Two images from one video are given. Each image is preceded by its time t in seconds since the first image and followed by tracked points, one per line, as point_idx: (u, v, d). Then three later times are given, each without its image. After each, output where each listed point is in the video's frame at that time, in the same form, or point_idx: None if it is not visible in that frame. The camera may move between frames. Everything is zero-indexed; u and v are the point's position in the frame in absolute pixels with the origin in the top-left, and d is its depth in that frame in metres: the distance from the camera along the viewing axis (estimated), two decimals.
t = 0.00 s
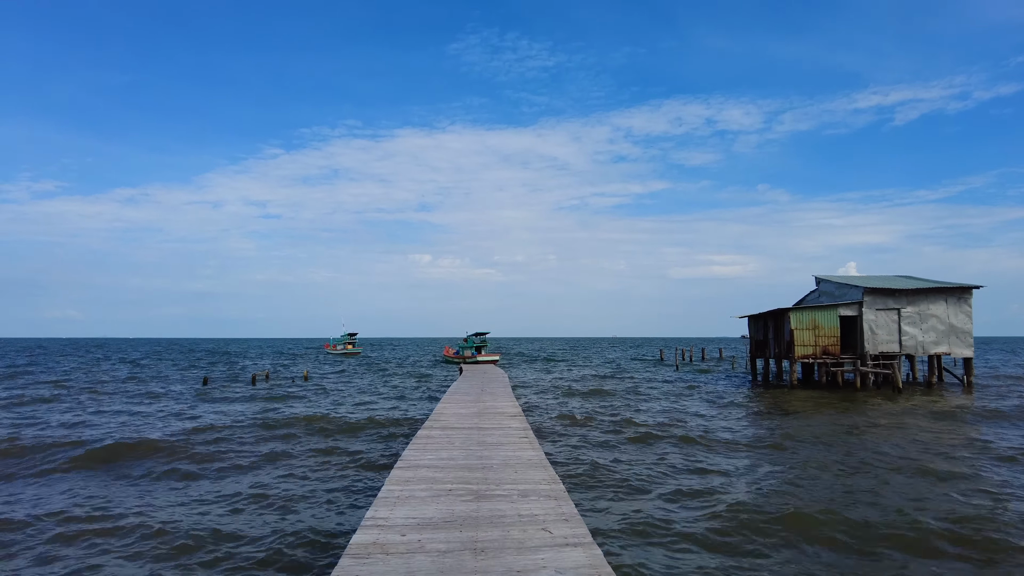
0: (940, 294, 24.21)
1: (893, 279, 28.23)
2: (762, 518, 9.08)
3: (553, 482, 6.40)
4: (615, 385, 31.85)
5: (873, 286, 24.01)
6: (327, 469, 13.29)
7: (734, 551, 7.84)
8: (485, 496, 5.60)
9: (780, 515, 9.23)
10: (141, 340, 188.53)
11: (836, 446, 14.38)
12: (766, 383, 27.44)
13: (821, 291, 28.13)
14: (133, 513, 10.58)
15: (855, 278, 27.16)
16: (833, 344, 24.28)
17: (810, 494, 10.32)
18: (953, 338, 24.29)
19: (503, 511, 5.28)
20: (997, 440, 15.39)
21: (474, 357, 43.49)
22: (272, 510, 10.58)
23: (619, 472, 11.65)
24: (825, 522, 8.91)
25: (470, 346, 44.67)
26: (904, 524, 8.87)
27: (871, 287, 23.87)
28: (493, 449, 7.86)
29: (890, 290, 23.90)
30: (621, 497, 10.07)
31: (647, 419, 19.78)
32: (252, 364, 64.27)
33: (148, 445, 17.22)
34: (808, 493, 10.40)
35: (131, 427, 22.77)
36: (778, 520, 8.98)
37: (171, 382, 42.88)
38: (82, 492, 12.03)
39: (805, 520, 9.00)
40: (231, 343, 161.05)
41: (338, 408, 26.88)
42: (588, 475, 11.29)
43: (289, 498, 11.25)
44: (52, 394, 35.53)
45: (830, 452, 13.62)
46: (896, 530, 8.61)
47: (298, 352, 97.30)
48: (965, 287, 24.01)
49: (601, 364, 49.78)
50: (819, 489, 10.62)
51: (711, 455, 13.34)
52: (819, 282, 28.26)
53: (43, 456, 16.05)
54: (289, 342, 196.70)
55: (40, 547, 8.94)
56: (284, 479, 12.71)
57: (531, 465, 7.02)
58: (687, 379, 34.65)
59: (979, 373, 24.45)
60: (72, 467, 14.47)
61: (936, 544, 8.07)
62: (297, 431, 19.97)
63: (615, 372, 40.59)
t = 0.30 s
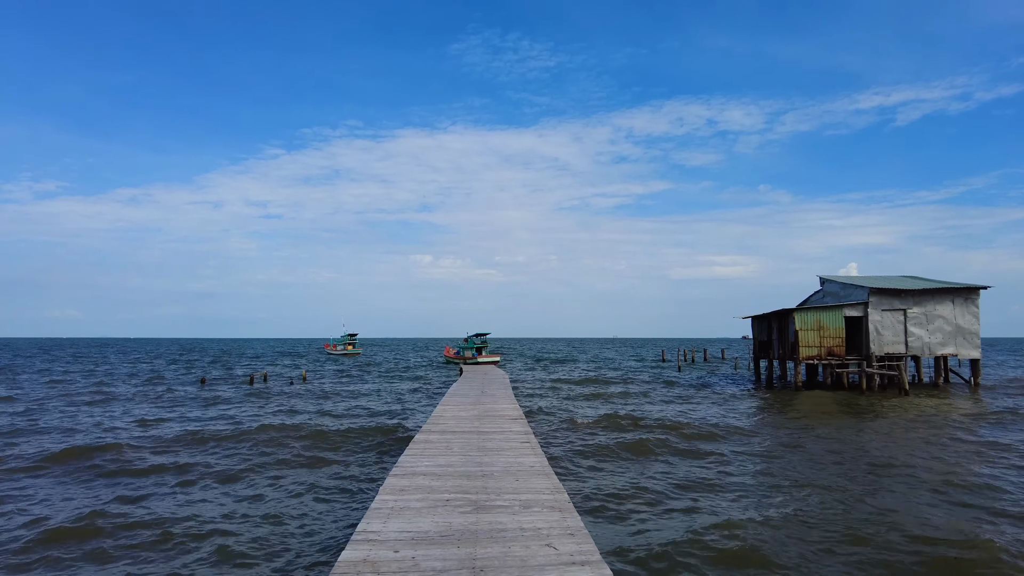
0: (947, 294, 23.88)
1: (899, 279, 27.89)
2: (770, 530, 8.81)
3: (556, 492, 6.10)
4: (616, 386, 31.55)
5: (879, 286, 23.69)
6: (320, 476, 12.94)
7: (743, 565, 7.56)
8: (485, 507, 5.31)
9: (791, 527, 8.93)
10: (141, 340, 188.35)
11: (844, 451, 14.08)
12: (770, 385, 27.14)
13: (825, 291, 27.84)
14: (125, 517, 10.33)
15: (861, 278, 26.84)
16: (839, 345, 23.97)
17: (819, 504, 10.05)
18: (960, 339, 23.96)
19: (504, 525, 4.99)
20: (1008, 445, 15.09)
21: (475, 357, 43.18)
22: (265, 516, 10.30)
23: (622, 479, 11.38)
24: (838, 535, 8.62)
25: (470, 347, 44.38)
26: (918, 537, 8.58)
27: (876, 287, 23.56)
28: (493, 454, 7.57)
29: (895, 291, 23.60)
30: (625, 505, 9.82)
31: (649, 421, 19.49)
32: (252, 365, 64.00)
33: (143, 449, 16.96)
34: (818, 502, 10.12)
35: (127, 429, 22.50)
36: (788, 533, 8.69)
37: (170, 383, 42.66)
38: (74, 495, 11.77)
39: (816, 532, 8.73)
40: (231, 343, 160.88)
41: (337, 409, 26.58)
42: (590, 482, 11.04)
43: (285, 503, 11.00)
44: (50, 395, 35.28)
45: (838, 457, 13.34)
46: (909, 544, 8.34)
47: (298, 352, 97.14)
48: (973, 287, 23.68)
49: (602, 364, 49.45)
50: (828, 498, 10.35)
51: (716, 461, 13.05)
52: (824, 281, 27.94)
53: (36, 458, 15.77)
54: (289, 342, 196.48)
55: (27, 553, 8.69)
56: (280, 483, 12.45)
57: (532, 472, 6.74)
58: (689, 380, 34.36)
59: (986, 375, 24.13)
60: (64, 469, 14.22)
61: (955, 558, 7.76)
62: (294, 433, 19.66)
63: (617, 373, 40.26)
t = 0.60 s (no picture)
0: (954, 293, 23.54)
1: (904, 277, 27.54)
2: (780, 539, 8.51)
3: (560, 499, 5.79)
4: (618, 386, 31.22)
5: (885, 284, 23.37)
6: (316, 481, 12.59)
7: None
8: (484, 517, 5.00)
9: (802, 535, 8.63)
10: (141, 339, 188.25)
11: (852, 454, 13.79)
12: (774, 385, 26.82)
13: (830, 289, 27.50)
14: (114, 526, 10.06)
15: (866, 276, 26.49)
16: (844, 344, 23.65)
17: (828, 511, 9.75)
18: (968, 338, 23.60)
19: (504, 536, 4.69)
20: (1019, 447, 14.78)
21: (476, 357, 42.83)
22: (259, 523, 10.01)
23: (625, 485, 11.10)
24: (851, 545, 8.32)
25: (471, 346, 44.08)
26: (935, 547, 8.27)
27: (882, 286, 23.22)
28: (493, 458, 7.28)
29: (901, 289, 23.26)
30: (629, 514, 9.53)
31: (652, 422, 19.19)
32: (252, 365, 63.69)
33: (138, 452, 16.69)
34: (828, 509, 9.82)
35: (123, 430, 22.24)
36: (800, 543, 8.39)
37: (169, 383, 42.36)
38: (63, 502, 11.50)
39: (826, 541, 8.44)
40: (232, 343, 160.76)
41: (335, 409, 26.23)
42: (592, 490, 10.75)
43: (278, 509, 10.72)
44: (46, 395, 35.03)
45: (848, 461, 13.01)
46: (924, 552, 8.04)
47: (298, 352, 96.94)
48: (980, 285, 23.33)
49: (603, 364, 49.11)
50: (837, 505, 10.06)
51: (721, 465, 12.78)
52: (828, 279, 27.62)
53: (28, 463, 15.50)
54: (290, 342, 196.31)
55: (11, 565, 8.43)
56: (275, 488, 12.16)
57: (534, 478, 6.43)
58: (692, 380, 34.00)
59: (993, 374, 23.78)
60: (55, 474, 13.94)
61: (974, 569, 7.46)
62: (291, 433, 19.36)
63: (618, 373, 39.90)
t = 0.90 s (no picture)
0: (963, 291, 23.17)
1: (912, 276, 27.17)
2: (792, 547, 8.22)
3: (567, 510, 5.49)
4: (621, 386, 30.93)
5: (893, 283, 23.02)
6: (314, 481, 12.28)
7: None
8: (486, 532, 4.71)
9: (815, 543, 8.32)
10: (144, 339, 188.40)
11: (862, 457, 13.47)
12: (779, 385, 26.50)
13: (836, 288, 27.16)
14: (107, 529, 9.83)
15: (873, 274, 26.14)
16: (851, 343, 23.33)
17: (840, 516, 9.45)
18: (977, 337, 23.24)
19: (508, 553, 4.40)
20: None
21: (478, 356, 42.55)
22: (254, 528, 9.71)
23: (630, 488, 10.84)
24: (868, 553, 8.00)
25: (473, 346, 43.82)
26: (955, 556, 7.95)
27: (890, 284, 22.87)
28: (496, 464, 6.99)
29: (910, 288, 22.90)
30: (635, 518, 9.28)
31: (656, 422, 18.91)
32: (254, 364, 63.53)
33: (135, 452, 16.45)
34: (841, 515, 9.51)
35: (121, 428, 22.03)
36: (814, 551, 8.07)
37: (170, 382, 42.17)
38: (56, 504, 11.27)
39: (840, 548, 8.15)
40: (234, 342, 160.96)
41: (337, 408, 25.88)
42: (596, 491, 10.52)
43: (274, 512, 10.45)
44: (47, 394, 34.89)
45: (859, 466, 12.69)
46: (942, 561, 7.74)
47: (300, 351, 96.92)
48: (990, 284, 22.97)
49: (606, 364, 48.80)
50: (850, 510, 9.76)
51: (728, 468, 12.48)
52: (835, 278, 27.29)
53: (23, 461, 15.28)
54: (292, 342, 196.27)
55: None
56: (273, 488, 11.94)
57: (539, 487, 6.13)
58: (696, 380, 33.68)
59: (1003, 375, 23.40)
60: (49, 474, 13.70)
61: None
62: (291, 433, 19.10)
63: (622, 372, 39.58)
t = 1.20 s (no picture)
0: (971, 291, 22.85)
1: (919, 276, 26.85)
2: (806, 554, 7.93)
3: (576, 522, 5.22)
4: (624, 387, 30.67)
5: (900, 283, 22.72)
6: (314, 483, 12.03)
7: None
8: (490, 548, 4.43)
9: (829, 550, 8.04)
10: (145, 339, 188.43)
11: (873, 461, 13.15)
12: (784, 386, 26.20)
13: (842, 289, 26.89)
14: (99, 533, 9.59)
15: (879, 275, 25.84)
16: (857, 345, 23.03)
17: (854, 522, 9.16)
18: (985, 338, 22.92)
19: (514, 571, 4.13)
20: None
21: (480, 357, 42.29)
22: (250, 534, 9.45)
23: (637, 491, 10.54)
24: (887, 561, 7.70)
25: (474, 346, 43.61)
26: (978, 564, 7.64)
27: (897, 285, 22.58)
28: (500, 471, 6.73)
29: (917, 288, 22.60)
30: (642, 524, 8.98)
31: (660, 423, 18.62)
32: (255, 364, 63.35)
33: (131, 453, 16.20)
34: (854, 521, 9.22)
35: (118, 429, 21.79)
36: (831, 558, 7.77)
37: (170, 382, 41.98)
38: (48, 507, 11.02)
39: (856, 556, 7.86)
40: (235, 342, 161.06)
41: (337, 408, 25.61)
42: (602, 496, 10.20)
43: (270, 516, 10.19)
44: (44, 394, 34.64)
45: (870, 470, 12.40)
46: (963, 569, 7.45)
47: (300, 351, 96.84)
48: (998, 284, 22.65)
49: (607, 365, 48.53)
50: (863, 515, 9.46)
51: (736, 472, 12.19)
52: (840, 278, 26.98)
53: (17, 463, 15.02)
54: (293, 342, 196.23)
55: None
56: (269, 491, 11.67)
57: (545, 496, 5.86)
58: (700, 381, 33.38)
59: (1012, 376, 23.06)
60: (42, 476, 13.46)
61: None
62: (290, 433, 18.86)
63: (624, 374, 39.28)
